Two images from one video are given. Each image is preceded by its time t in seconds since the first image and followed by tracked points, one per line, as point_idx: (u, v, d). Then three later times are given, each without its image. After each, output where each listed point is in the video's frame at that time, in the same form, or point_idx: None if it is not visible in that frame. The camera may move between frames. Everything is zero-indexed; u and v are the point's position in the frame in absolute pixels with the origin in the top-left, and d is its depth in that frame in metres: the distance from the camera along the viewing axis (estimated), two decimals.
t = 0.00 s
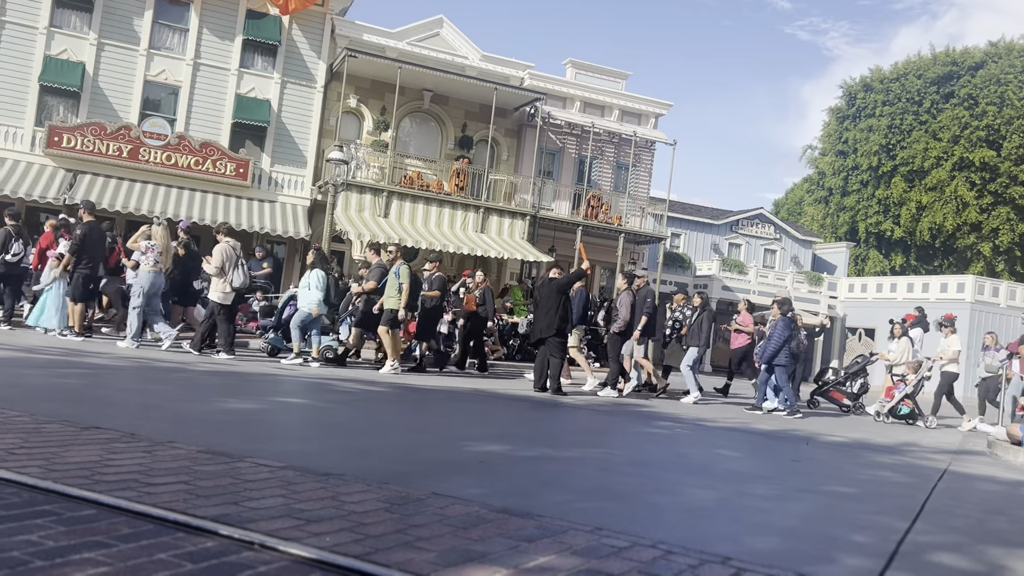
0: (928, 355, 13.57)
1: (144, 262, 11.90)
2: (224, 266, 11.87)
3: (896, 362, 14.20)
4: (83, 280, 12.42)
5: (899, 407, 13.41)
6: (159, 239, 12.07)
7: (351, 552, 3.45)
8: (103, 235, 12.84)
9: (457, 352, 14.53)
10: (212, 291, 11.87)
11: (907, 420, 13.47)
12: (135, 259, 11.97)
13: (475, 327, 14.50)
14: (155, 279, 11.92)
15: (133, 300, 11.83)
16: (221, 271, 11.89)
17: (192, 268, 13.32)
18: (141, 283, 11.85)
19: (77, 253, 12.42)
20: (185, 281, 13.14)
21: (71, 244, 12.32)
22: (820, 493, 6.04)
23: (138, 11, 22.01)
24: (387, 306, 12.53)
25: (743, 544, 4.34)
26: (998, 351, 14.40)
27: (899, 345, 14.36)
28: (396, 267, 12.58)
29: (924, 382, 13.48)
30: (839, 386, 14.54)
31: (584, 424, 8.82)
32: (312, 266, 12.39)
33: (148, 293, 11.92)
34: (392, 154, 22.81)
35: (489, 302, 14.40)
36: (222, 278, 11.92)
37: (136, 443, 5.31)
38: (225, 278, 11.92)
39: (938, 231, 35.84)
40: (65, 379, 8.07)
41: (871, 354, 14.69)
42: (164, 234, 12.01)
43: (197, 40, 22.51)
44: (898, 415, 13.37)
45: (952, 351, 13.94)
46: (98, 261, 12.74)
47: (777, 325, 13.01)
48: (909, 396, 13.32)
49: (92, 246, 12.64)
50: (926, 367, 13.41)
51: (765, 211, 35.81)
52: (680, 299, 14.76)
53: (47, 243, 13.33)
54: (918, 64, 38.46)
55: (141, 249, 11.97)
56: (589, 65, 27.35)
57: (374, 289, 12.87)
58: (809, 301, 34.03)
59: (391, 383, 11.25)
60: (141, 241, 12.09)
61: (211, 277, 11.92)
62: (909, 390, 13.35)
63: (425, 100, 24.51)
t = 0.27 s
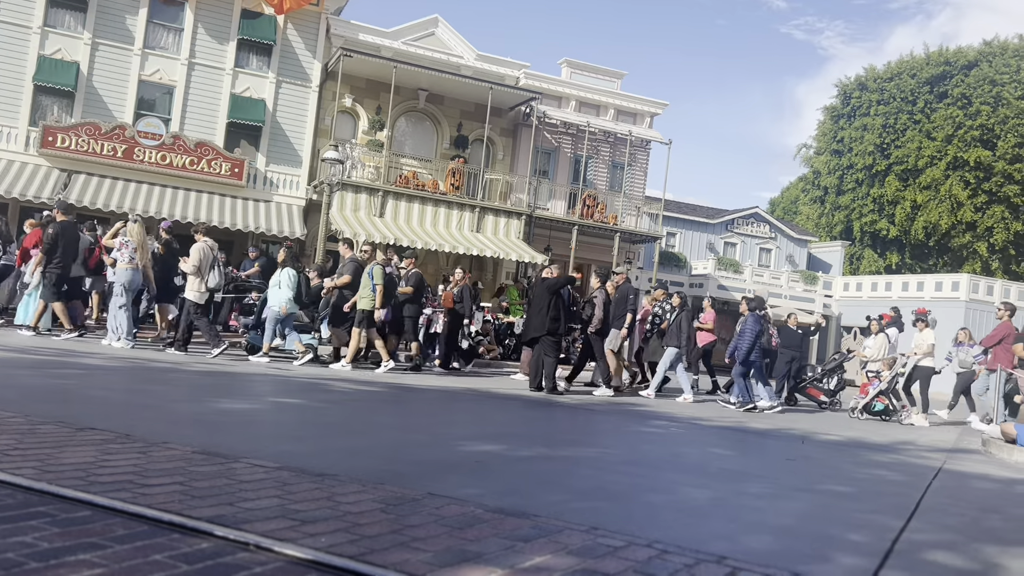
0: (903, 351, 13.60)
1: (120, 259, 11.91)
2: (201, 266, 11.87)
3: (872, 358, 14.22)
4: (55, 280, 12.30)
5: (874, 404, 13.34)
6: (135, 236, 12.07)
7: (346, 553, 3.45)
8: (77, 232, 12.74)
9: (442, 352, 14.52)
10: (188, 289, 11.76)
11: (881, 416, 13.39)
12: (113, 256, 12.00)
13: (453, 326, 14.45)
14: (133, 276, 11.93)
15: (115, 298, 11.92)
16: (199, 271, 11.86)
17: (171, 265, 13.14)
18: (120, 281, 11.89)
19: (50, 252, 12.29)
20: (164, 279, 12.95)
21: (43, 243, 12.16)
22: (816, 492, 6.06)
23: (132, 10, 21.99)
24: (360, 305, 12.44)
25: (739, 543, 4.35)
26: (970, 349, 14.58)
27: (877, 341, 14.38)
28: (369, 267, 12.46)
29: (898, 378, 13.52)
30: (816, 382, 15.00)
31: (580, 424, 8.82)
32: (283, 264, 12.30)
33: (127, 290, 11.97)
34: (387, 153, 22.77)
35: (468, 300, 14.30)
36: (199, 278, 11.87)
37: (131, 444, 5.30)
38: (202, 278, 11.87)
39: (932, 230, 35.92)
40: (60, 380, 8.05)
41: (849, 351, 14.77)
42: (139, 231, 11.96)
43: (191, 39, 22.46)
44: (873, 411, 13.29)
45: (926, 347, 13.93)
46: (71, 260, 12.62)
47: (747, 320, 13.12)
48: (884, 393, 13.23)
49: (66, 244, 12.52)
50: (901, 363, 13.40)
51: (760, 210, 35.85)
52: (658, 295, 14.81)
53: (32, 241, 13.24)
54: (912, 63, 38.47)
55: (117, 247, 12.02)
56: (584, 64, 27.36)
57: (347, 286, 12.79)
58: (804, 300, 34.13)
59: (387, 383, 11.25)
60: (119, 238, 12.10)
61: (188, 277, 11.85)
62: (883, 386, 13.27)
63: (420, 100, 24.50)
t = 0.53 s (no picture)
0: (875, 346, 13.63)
1: (92, 261, 11.84)
2: (176, 264, 11.84)
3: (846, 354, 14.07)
4: (24, 279, 12.26)
5: (846, 399, 13.41)
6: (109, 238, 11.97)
7: (339, 553, 3.44)
8: (48, 231, 12.65)
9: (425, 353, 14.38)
10: (161, 287, 11.66)
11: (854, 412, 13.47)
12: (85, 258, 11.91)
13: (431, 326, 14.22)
14: (107, 278, 11.84)
15: (89, 301, 11.84)
16: (174, 269, 11.84)
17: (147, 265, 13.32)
18: (93, 283, 11.78)
19: (19, 252, 12.25)
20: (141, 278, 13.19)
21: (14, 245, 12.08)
22: (809, 489, 6.07)
23: (121, 10, 21.88)
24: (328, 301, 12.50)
25: (732, 541, 4.35)
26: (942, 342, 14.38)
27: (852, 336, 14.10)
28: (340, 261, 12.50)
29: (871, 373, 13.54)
30: (792, 378, 14.64)
31: (574, 423, 8.82)
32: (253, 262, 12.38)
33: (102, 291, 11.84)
34: (379, 154, 22.77)
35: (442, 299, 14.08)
36: (174, 277, 11.84)
37: (122, 446, 5.28)
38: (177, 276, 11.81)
39: (924, 228, 36.06)
40: (51, 382, 8.01)
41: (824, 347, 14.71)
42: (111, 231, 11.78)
43: (182, 40, 22.40)
44: (845, 407, 13.37)
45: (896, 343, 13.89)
46: (43, 259, 12.57)
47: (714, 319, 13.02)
48: (856, 388, 13.29)
49: (37, 242, 12.50)
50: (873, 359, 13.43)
51: (753, 208, 35.94)
52: (632, 295, 15.06)
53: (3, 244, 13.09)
54: (902, 62, 38.54)
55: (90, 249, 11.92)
56: (576, 64, 27.39)
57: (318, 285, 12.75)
58: (796, 299, 34.27)
59: (381, 383, 11.24)
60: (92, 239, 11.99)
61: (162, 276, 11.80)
62: (856, 381, 13.32)
63: (412, 100, 24.47)
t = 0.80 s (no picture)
0: (844, 339, 13.62)
1: (65, 260, 11.84)
2: (143, 267, 11.79)
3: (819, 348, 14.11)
4: None
5: (816, 393, 13.38)
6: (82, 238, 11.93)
7: (330, 554, 3.43)
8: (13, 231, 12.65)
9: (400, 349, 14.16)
10: (128, 289, 11.71)
11: (824, 406, 13.43)
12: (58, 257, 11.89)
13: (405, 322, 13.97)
14: (77, 277, 11.88)
15: (54, 299, 11.78)
16: (141, 271, 11.80)
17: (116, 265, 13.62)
18: (62, 280, 11.81)
19: None
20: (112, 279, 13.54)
21: None
22: (800, 485, 6.09)
23: (105, 10, 21.75)
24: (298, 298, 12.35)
25: (723, 537, 4.36)
26: (905, 337, 14.85)
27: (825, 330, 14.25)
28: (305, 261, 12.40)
29: (841, 367, 13.54)
30: (766, 373, 14.68)
31: (565, 421, 8.83)
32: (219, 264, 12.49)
33: (69, 289, 11.85)
34: (367, 154, 22.72)
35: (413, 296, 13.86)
36: (141, 279, 11.80)
37: (110, 449, 5.24)
38: (144, 278, 11.80)
39: (911, 224, 36.24)
40: (38, 386, 7.95)
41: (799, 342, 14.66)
42: (82, 230, 11.78)
43: (168, 41, 22.28)
44: (815, 401, 13.35)
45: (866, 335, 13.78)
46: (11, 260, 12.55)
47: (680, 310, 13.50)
48: (825, 381, 13.32)
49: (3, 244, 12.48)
50: (841, 352, 13.41)
51: (742, 205, 36.03)
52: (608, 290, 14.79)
53: None
54: (889, 59, 38.70)
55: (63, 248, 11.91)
56: (564, 62, 27.37)
57: (285, 283, 12.44)
58: (785, 295, 34.43)
59: (371, 384, 11.20)
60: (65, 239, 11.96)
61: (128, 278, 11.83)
62: (825, 374, 13.31)
63: (400, 99, 24.42)
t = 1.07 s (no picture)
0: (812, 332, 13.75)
1: (29, 262, 11.79)
2: (105, 264, 11.85)
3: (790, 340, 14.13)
4: None
5: (783, 385, 13.45)
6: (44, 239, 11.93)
7: (322, 557, 3.42)
8: None
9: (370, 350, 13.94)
10: (92, 288, 11.69)
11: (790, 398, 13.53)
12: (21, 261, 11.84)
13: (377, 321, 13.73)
14: (42, 279, 11.80)
15: (19, 301, 11.72)
16: (103, 270, 11.83)
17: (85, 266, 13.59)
18: (25, 283, 11.71)
19: None
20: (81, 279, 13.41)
21: None
22: (789, 480, 6.13)
23: (87, 10, 21.58)
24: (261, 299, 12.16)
25: (713, 533, 4.38)
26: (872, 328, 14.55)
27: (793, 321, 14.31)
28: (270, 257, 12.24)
29: (807, 359, 13.69)
30: (740, 366, 14.71)
31: (555, 419, 8.84)
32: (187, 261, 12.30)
33: (34, 291, 11.75)
34: (354, 153, 22.69)
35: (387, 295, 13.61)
36: (104, 277, 11.82)
37: (99, 453, 5.22)
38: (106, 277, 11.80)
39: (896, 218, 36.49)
40: (25, 390, 7.90)
41: (771, 336, 14.69)
42: (46, 231, 11.84)
43: (152, 41, 22.14)
44: (782, 393, 13.42)
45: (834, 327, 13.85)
46: None
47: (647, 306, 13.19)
48: (793, 374, 13.39)
49: None
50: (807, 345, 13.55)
51: (728, 201, 36.16)
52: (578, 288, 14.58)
53: None
54: (874, 54, 38.88)
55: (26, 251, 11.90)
56: (551, 60, 27.36)
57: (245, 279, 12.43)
58: (772, 290, 34.64)
59: (361, 384, 11.18)
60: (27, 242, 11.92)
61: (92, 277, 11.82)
62: (792, 367, 13.44)
63: (387, 98, 24.37)
